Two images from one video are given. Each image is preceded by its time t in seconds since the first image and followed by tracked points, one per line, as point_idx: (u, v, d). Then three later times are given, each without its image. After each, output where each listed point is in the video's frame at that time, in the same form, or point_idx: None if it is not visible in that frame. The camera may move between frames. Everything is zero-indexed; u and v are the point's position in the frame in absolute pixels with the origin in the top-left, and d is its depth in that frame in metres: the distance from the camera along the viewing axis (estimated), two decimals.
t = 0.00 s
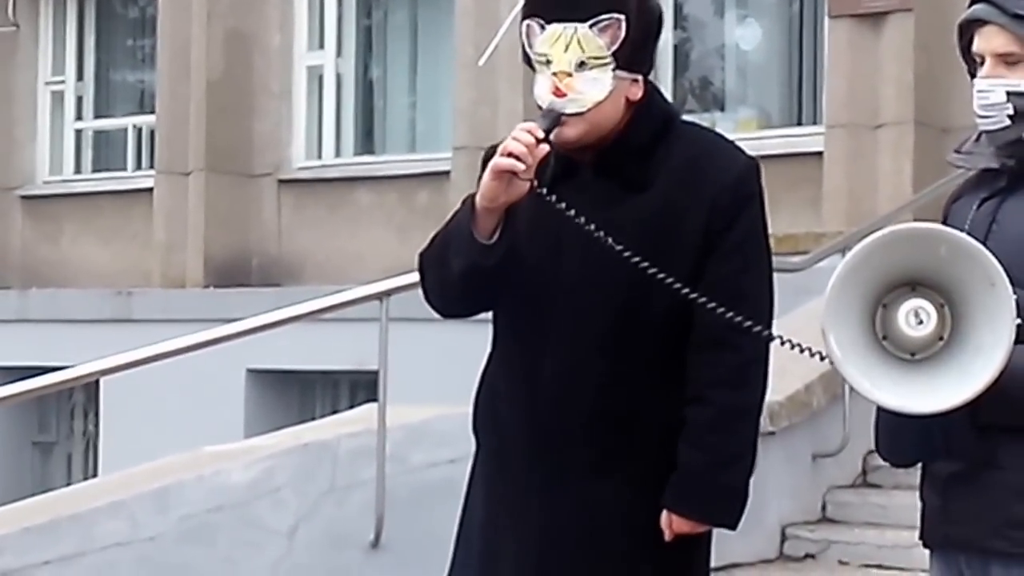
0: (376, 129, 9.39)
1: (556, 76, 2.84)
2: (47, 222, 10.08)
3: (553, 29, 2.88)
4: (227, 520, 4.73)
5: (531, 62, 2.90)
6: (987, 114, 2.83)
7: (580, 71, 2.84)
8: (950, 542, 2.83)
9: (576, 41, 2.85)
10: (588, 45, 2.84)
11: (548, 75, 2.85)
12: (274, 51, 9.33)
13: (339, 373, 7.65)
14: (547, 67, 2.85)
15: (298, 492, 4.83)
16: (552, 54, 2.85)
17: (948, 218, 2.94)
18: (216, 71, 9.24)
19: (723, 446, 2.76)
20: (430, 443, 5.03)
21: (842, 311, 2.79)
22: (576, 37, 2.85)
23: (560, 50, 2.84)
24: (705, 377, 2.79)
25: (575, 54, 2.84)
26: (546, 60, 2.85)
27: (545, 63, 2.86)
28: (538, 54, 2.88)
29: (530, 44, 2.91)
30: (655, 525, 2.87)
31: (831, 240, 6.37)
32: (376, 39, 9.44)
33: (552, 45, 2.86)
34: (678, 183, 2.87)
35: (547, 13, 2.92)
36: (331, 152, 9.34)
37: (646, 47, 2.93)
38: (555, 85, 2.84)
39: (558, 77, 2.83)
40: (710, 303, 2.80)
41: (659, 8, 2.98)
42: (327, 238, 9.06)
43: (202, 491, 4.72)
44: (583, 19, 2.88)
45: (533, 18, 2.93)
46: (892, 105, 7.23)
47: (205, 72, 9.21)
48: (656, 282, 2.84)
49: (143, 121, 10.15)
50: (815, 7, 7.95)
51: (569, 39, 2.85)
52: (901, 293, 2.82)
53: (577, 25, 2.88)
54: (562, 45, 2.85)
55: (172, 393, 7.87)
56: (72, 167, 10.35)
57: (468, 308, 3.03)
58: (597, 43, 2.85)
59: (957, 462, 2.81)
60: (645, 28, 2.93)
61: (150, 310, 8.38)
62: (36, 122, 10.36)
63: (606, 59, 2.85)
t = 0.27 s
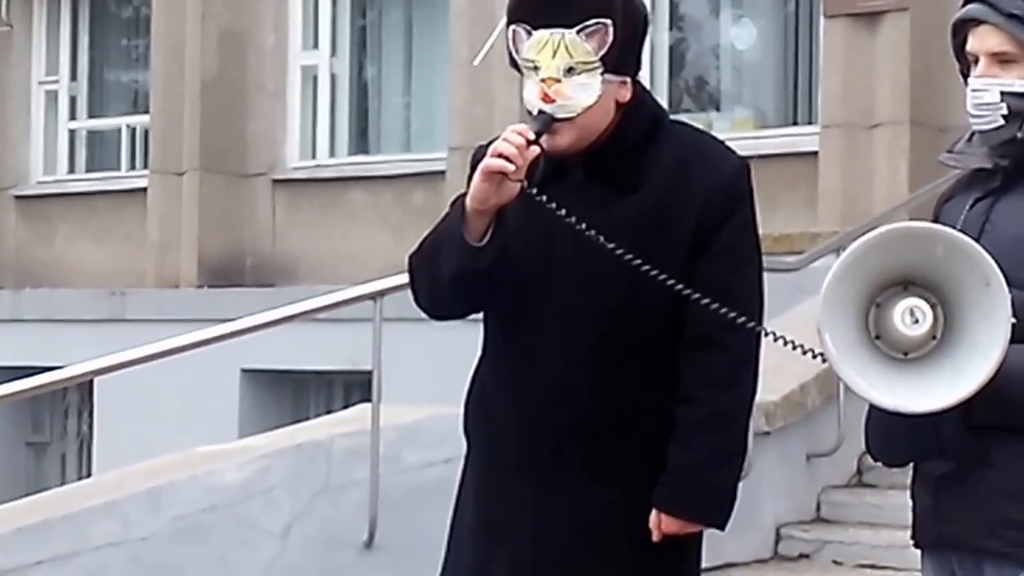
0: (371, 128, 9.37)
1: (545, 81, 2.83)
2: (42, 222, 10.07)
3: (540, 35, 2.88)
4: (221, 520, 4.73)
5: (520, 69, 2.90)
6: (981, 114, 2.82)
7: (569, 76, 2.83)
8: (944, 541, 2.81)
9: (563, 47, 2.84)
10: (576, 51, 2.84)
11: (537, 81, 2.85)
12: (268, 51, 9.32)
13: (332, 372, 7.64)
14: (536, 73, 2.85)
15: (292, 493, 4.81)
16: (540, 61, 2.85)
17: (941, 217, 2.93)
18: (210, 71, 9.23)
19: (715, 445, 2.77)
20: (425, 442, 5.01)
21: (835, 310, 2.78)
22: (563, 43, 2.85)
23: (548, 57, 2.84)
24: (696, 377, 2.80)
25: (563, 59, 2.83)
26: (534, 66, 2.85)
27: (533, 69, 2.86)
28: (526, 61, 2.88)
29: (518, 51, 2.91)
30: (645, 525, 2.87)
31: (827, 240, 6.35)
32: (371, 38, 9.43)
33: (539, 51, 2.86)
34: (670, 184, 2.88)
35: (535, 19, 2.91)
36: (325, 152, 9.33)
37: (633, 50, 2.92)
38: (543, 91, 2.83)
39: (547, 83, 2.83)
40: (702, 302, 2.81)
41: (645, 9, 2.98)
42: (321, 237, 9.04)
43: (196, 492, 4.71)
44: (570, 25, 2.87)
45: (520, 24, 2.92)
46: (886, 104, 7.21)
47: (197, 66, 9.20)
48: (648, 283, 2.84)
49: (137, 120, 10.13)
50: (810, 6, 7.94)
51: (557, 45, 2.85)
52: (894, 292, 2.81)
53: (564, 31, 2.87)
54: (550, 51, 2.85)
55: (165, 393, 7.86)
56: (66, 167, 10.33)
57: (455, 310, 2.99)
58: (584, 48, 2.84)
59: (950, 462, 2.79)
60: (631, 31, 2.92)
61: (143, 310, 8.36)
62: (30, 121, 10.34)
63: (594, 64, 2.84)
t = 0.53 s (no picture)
0: (363, 130, 9.37)
1: (537, 76, 2.81)
2: (33, 225, 10.05)
3: (534, 29, 2.86)
4: (212, 524, 4.71)
5: (512, 63, 2.87)
6: (969, 117, 2.81)
7: (561, 72, 2.81)
8: (935, 544, 2.80)
9: (557, 42, 2.82)
10: (569, 46, 2.82)
11: (529, 76, 2.83)
12: (260, 53, 9.30)
13: (324, 375, 7.62)
14: (528, 68, 2.83)
15: (282, 496, 4.79)
16: (532, 56, 2.83)
17: (930, 221, 2.92)
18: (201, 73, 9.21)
19: (700, 443, 2.76)
20: (417, 445, 4.99)
21: (823, 313, 2.77)
22: (557, 38, 2.83)
23: (540, 52, 2.82)
24: (683, 376, 2.79)
25: (556, 54, 2.81)
26: (527, 61, 2.83)
27: (525, 64, 2.84)
28: (519, 55, 2.86)
29: (511, 45, 2.88)
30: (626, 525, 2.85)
31: (819, 243, 6.35)
32: (364, 41, 9.42)
33: (533, 46, 2.84)
34: (659, 184, 2.87)
35: (530, 14, 2.89)
36: (317, 155, 9.32)
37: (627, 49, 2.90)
38: (535, 85, 2.81)
39: (539, 77, 2.81)
40: (691, 300, 2.80)
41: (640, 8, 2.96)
42: (312, 239, 9.03)
43: (186, 495, 4.70)
44: (565, 20, 2.85)
45: (514, 18, 2.89)
46: (879, 106, 7.21)
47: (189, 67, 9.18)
48: (636, 282, 2.83)
49: (128, 122, 10.11)
50: (802, 9, 7.94)
51: (550, 40, 2.83)
52: (884, 295, 2.80)
53: (559, 26, 2.85)
54: (543, 46, 2.83)
55: (156, 396, 7.84)
56: (56, 169, 10.31)
57: (444, 308, 2.97)
58: (578, 44, 2.83)
59: (940, 465, 2.78)
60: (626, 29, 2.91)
61: (134, 313, 8.35)
62: (20, 124, 10.32)
63: (587, 60, 2.82)
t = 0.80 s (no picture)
0: (351, 135, 9.36)
1: (538, 70, 2.78)
2: (20, 230, 10.03)
3: (537, 23, 2.82)
4: (198, 529, 4.69)
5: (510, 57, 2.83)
6: (956, 123, 2.80)
7: (562, 67, 2.78)
8: (922, 551, 2.79)
9: (559, 36, 2.79)
10: (571, 42, 2.79)
11: (528, 69, 2.79)
12: (248, 58, 9.28)
13: (312, 380, 7.62)
14: (528, 61, 2.79)
15: (270, 501, 4.77)
16: (534, 49, 2.79)
17: (917, 228, 2.91)
18: (189, 78, 9.18)
19: (696, 449, 2.75)
20: (405, 451, 4.98)
21: (807, 320, 2.76)
22: (559, 33, 2.80)
23: (543, 45, 2.79)
24: (676, 382, 2.78)
25: (558, 49, 2.78)
26: (528, 55, 2.80)
27: (525, 58, 2.80)
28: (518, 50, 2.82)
29: (511, 39, 2.84)
30: (623, 530, 2.85)
31: (809, 249, 6.34)
32: (352, 45, 9.42)
33: (535, 40, 2.80)
34: (652, 190, 2.86)
35: (532, 8, 2.85)
36: (305, 160, 9.31)
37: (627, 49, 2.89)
38: (536, 79, 2.78)
39: (541, 72, 2.78)
40: (684, 307, 2.79)
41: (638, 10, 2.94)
42: (301, 244, 9.01)
43: (173, 501, 4.67)
44: (568, 15, 2.83)
45: (516, 13, 2.85)
46: (868, 111, 7.20)
47: (178, 71, 9.16)
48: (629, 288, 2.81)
49: (116, 127, 10.09)
50: (792, 14, 7.93)
51: (553, 35, 2.80)
52: (870, 302, 2.79)
53: (561, 21, 2.82)
54: (546, 39, 2.80)
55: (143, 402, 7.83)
56: (44, 173, 10.30)
57: (437, 310, 2.93)
58: (580, 41, 2.80)
59: (926, 471, 2.77)
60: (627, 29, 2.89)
61: (122, 318, 8.34)
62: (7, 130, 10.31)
63: (587, 57, 2.80)
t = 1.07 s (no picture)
0: (337, 139, 9.35)
1: (527, 79, 2.75)
2: (6, 235, 10.01)
3: (525, 33, 2.81)
4: (183, 536, 4.68)
5: (498, 66, 2.81)
6: (940, 132, 2.80)
7: (551, 76, 2.76)
8: (905, 560, 2.78)
9: (548, 45, 2.78)
10: (561, 51, 2.78)
11: (518, 78, 2.76)
12: (234, 62, 9.27)
13: (298, 386, 7.60)
14: (518, 70, 2.76)
15: (254, 507, 4.74)
16: (523, 58, 2.77)
17: (901, 235, 2.91)
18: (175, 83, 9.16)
19: (691, 457, 2.76)
20: (390, 457, 4.96)
21: (789, 327, 2.75)
22: (548, 42, 2.78)
23: (532, 54, 2.76)
24: (670, 390, 2.78)
25: (548, 58, 2.76)
26: (517, 63, 2.77)
27: (513, 67, 2.77)
28: (506, 58, 2.80)
29: (498, 48, 2.82)
30: (619, 536, 2.86)
31: (795, 255, 6.33)
32: (337, 50, 9.42)
33: (524, 49, 2.78)
34: (641, 196, 2.87)
35: (519, 17, 2.84)
36: (290, 165, 9.30)
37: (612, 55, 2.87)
38: (526, 88, 2.75)
39: (530, 81, 2.75)
40: (676, 315, 2.80)
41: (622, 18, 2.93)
42: (287, 249, 8.99)
43: (159, 509, 4.68)
44: (556, 24, 2.82)
45: (505, 22, 2.84)
46: (855, 117, 7.19)
47: (163, 78, 9.14)
48: (622, 295, 2.82)
49: (100, 131, 10.08)
50: (778, 20, 7.93)
51: (542, 44, 2.78)
52: (853, 309, 2.78)
53: (548, 30, 2.81)
54: (534, 48, 2.77)
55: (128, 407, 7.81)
56: (29, 178, 10.28)
57: (428, 317, 2.90)
58: (569, 49, 2.79)
59: (910, 480, 2.76)
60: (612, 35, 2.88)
61: (106, 323, 8.32)
62: None
63: (577, 66, 2.78)
